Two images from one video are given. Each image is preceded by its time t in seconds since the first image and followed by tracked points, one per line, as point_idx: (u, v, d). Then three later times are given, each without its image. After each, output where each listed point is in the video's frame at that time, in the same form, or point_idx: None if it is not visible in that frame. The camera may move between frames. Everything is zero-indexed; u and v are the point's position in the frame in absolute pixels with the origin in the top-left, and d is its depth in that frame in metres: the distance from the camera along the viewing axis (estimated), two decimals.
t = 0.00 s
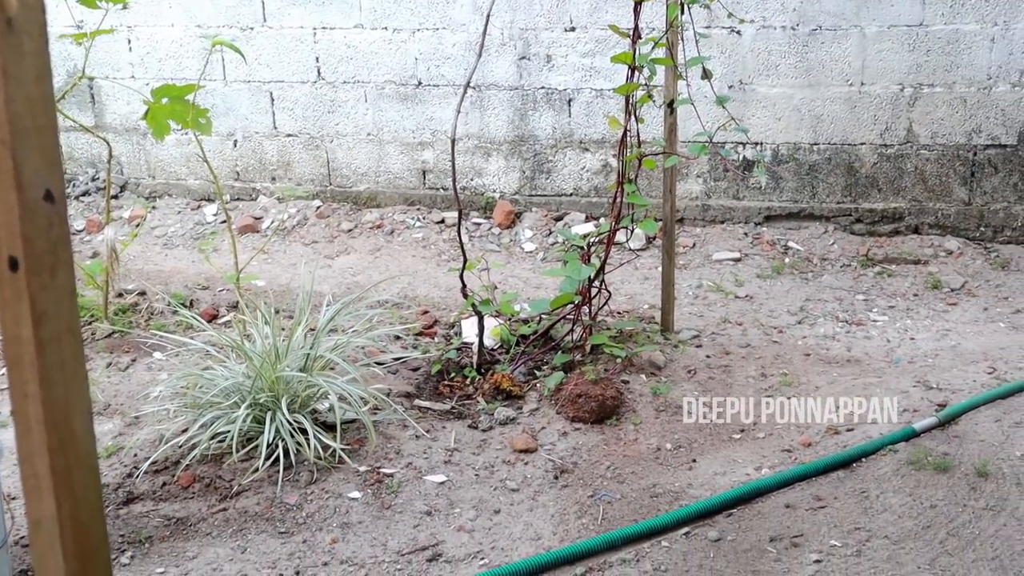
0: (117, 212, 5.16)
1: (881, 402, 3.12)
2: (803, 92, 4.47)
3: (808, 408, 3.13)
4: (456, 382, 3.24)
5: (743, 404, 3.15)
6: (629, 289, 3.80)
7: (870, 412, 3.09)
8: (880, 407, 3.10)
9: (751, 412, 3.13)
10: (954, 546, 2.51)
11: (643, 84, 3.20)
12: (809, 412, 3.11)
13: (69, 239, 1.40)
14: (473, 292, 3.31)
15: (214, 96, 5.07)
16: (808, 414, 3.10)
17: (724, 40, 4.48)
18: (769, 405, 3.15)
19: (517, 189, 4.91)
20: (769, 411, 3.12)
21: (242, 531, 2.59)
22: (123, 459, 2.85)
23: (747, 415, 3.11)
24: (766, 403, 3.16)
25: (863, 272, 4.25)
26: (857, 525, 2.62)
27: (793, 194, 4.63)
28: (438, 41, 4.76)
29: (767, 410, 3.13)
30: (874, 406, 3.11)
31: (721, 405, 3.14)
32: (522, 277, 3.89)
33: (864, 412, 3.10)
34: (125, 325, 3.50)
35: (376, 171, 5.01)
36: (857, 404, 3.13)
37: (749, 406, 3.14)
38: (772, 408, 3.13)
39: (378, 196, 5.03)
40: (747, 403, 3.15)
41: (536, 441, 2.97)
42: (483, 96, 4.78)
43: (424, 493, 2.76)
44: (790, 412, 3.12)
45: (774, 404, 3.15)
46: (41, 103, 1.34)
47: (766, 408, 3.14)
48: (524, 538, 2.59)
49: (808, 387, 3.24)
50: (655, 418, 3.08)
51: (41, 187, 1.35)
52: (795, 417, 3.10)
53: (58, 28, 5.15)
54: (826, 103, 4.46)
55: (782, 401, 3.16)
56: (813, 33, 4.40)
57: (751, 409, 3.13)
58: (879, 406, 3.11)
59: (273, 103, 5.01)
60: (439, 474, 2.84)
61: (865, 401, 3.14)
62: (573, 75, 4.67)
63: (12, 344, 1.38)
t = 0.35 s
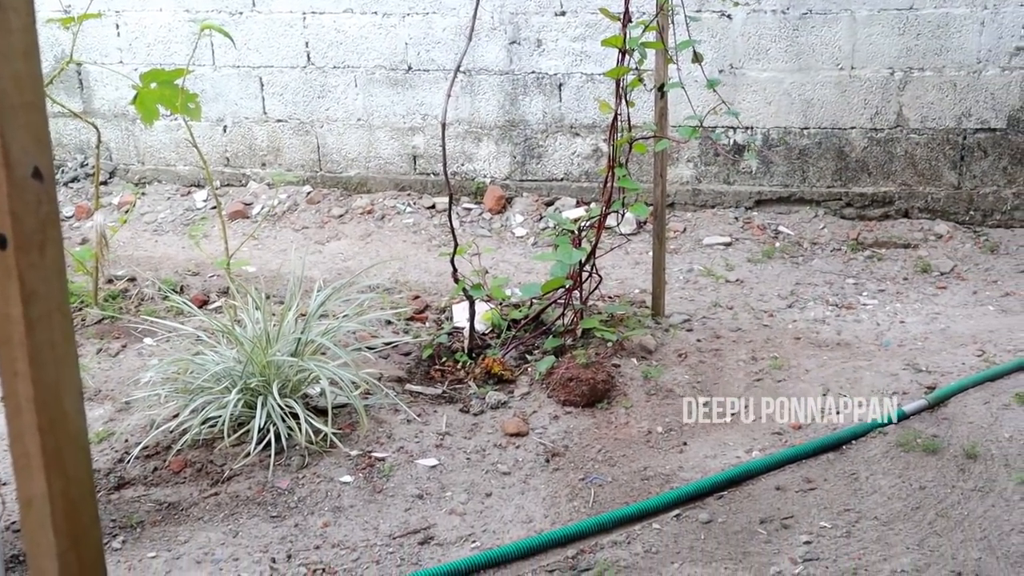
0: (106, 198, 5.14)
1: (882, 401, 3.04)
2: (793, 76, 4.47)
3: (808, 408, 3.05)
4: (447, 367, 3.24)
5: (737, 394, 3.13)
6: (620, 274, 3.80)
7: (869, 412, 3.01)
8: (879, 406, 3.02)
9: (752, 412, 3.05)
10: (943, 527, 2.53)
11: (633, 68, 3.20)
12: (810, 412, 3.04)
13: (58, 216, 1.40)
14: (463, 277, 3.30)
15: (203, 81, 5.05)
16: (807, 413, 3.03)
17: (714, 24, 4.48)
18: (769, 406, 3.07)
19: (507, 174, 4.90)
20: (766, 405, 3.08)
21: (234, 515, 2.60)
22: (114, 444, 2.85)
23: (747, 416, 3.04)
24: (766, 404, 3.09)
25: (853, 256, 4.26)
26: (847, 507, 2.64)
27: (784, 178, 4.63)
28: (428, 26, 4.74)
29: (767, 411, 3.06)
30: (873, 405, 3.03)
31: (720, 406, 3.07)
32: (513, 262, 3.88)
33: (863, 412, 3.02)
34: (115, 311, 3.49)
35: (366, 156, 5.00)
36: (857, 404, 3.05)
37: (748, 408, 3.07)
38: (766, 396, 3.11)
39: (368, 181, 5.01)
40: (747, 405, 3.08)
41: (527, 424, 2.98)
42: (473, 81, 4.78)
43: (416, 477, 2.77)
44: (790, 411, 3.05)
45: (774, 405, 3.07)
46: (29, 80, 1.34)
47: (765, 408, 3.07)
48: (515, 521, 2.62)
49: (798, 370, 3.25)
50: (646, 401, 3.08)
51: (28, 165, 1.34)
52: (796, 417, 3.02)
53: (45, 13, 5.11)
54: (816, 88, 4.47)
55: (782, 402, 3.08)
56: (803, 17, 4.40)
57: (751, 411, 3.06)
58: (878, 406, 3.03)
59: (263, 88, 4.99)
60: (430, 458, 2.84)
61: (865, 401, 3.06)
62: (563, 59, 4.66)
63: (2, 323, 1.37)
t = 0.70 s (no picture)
0: (98, 184, 5.13)
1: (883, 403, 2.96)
2: (786, 61, 4.48)
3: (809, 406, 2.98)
4: (439, 351, 3.24)
5: (730, 377, 3.13)
6: (613, 258, 3.80)
7: (870, 413, 2.93)
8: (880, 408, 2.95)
9: (751, 413, 2.98)
10: (933, 508, 2.55)
11: (626, 52, 3.20)
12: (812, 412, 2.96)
13: (49, 190, 1.40)
14: (456, 261, 3.30)
15: (195, 66, 5.04)
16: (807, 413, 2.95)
17: (707, 9, 4.48)
18: (769, 407, 3.00)
19: (500, 159, 4.90)
20: (758, 389, 3.08)
21: (227, 498, 2.61)
22: (107, 428, 2.86)
23: (746, 416, 2.97)
24: (766, 404, 3.01)
25: (846, 241, 4.27)
26: (838, 488, 2.66)
27: (776, 162, 4.63)
28: (421, 10, 4.73)
29: (767, 412, 2.98)
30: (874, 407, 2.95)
31: (718, 407, 3.01)
32: (506, 246, 3.88)
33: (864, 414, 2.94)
34: (107, 295, 3.49)
35: (359, 142, 4.99)
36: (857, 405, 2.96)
37: (747, 409, 3.00)
38: (757, 379, 3.12)
39: (361, 167, 5.00)
40: (746, 406, 3.01)
41: (520, 407, 2.98)
42: (466, 66, 4.78)
43: (408, 459, 2.78)
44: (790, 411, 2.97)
45: (774, 406, 3.00)
46: (19, 52, 1.33)
47: (765, 408, 2.99)
48: (508, 503, 2.64)
49: (790, 353, 3.25)
50: (639, 384, 3.09)
51: (19, 139, 1.34)
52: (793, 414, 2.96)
53: None
54: (809, 72, 4.47)
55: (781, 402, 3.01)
56: (796, 2, 4.40)
57: (750, 411, 2.99)
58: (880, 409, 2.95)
59: (255, 74, 4.99)
60: (423, 441, 2.85)
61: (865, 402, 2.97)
62: (556, 44, 4.66)
63: None
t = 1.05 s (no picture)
0: (86, 164, 5.11)
1: (885, 404, 2.87)
2: (775, 40, 4.47)
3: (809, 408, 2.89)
4: (429, 330, 3.24)
5: (718, 356, 3.14)
6: (602, 238, 3.80)
7: (870, 414, 2.84)
8: (882, 409, 2.86)
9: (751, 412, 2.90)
10: (920, 485, 2.57)
11: (615, 30, 3.19)
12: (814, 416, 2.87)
13: (32, 158, 1.40)
14: (446, 240, 3.30)
15: (183, 45, 5.01)
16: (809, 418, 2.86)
17: None
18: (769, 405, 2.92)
19: (489, 139, 4.89)
20: (747, 367, 3.09)
21: (216, 477, 2.63)
22: (95, 407, 2.86)
23: (746, 415, 2.88)
24: (766, 402, 2.93)
25: (835, 221, 4.28)
26: (825, 466, 2.68)
27: (766, 142, 4.63)
28: None
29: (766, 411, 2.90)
30: (874, 407, 2.87)
31: (718, 405, 2.93)
32: (495, 226, 3.87)
33: (864, 414, 2.85)
34: (95, 275, 3.48)
35: (348, 122, 4.97)
36: (857, 405, 2.88)
37: (746, 407, 2.92)
38: (745, 358, 3.13)
39: (350, 147, 4.98)
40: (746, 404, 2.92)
41: (509, 386, 2.99)
42: (455, 45, 4.76)
43: (398, 438, 2.79)
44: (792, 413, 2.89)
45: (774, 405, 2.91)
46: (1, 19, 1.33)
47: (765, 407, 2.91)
48: (497, 481, 2.66)
49: (779, 332, 3.26)
50: (628, 362, 3.10)
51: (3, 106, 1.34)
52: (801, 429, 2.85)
53: None
54: (798, 52, 4.47)
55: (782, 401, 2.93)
56: None
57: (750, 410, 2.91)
58: (881, 409, 2.86)
59: (243, 53, 4.96)
60: (412, 419, 2.86)
61: (865, 402, 2.89)
62: (546, 24, 4.64)
63: None
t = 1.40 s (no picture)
0: (74, 142, 5.09)
1: (885, 403, 2.80)
2: (766, 21, 4.47)
3: (809, 409, 2.83)
4: (419, 309, 3.24)
5: (707, 335, 3.15)
6: (592, 218, 3.79)
7: (870, 414, 2.77)
8: (882, 409, 2.78)
9: (751, 414, 2.83)
10: (907, 463, 2.59)
11: (606, 9, 3.18)
12: (814, 416, 2.80)
13: (21, 124, 1.39)
14: (436, 219, 3.29)
15: (171, 23, 4.98)
16: (809, 418, 2.79)
17: None
18: (769, 407, 2.85)
19: (480, 119, 4.88)
20: (736, 347, 3.10)
21: (205, 454, 2.64)
22: (84, 385, 2.86)
23: (746, 417, 2.82)
24: (766, 404, 2.86)
25: (824, 202, 4.29)
26: (813, 444, 2.70)
27: (756, 124, 4.64)
28: None
29: (767, 412, 2.84)
30: (874, 407, 2.79)
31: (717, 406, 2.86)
32: (485, 207, 3.87)
33: (864, 414, 2.78)
34: (83, 255, 3.46)
35: (338, 101, 4.95)
36: (857, 405, 2.81)
37: (746, 409, 2.85)
38: (734, 337, 3.14)
39: (339, 126, 4.96)
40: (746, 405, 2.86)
41: (499, 364, 3.00)
42: (445, 24, 4.74)
43: (387, 416, 2.80)
44: (792, 413, 2.82)
45: (774, 406, 2.85)
46: None
47: (765, 409, 2.85)
48: (486, 458, 2.67)
49: (768, 312, 3.27)
50: (617, 341, 3.10)
51: None
52: (796, 423, 2.79)
53: None
54: (789, 33, 4.47)
55: (782, 402, 2.86)
56: None
57: (750, 411, 2.84)
58: (881, 408, 2.79)
59: (232, 32, 4.94)
60: (402, 397, 2.87)
61: (865, 402, 2.82)
62: (536, 3, 4.62)
63: None
